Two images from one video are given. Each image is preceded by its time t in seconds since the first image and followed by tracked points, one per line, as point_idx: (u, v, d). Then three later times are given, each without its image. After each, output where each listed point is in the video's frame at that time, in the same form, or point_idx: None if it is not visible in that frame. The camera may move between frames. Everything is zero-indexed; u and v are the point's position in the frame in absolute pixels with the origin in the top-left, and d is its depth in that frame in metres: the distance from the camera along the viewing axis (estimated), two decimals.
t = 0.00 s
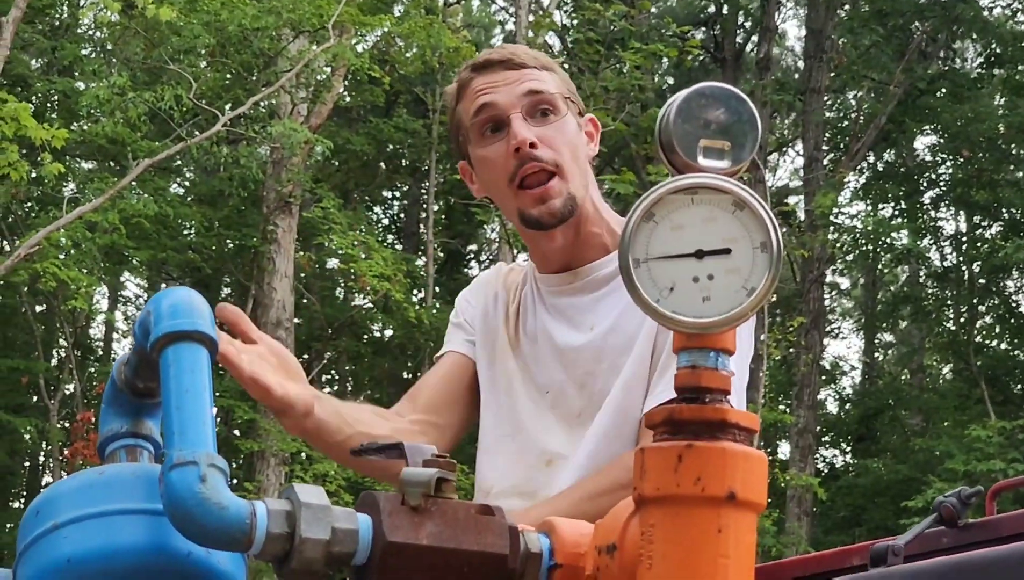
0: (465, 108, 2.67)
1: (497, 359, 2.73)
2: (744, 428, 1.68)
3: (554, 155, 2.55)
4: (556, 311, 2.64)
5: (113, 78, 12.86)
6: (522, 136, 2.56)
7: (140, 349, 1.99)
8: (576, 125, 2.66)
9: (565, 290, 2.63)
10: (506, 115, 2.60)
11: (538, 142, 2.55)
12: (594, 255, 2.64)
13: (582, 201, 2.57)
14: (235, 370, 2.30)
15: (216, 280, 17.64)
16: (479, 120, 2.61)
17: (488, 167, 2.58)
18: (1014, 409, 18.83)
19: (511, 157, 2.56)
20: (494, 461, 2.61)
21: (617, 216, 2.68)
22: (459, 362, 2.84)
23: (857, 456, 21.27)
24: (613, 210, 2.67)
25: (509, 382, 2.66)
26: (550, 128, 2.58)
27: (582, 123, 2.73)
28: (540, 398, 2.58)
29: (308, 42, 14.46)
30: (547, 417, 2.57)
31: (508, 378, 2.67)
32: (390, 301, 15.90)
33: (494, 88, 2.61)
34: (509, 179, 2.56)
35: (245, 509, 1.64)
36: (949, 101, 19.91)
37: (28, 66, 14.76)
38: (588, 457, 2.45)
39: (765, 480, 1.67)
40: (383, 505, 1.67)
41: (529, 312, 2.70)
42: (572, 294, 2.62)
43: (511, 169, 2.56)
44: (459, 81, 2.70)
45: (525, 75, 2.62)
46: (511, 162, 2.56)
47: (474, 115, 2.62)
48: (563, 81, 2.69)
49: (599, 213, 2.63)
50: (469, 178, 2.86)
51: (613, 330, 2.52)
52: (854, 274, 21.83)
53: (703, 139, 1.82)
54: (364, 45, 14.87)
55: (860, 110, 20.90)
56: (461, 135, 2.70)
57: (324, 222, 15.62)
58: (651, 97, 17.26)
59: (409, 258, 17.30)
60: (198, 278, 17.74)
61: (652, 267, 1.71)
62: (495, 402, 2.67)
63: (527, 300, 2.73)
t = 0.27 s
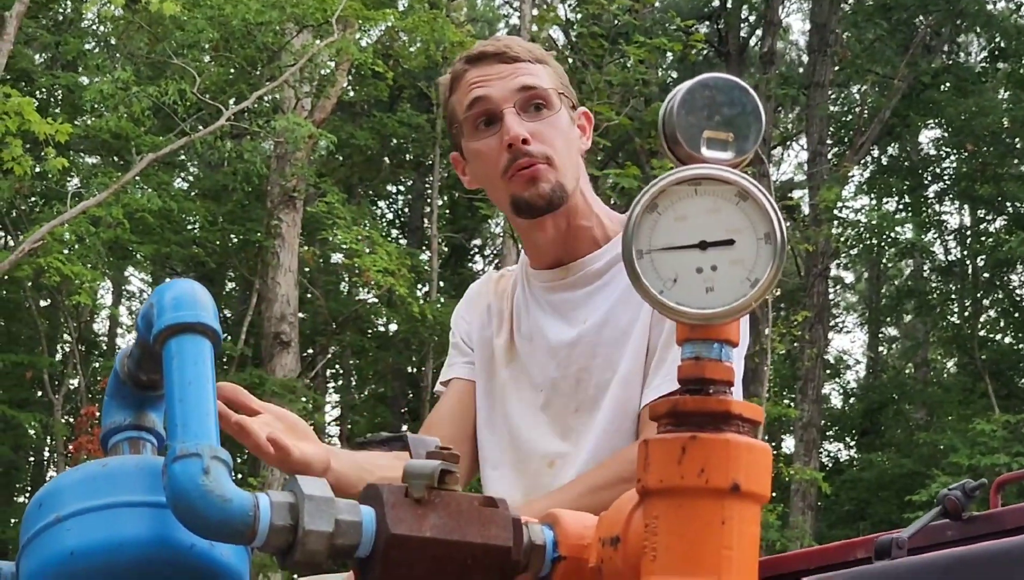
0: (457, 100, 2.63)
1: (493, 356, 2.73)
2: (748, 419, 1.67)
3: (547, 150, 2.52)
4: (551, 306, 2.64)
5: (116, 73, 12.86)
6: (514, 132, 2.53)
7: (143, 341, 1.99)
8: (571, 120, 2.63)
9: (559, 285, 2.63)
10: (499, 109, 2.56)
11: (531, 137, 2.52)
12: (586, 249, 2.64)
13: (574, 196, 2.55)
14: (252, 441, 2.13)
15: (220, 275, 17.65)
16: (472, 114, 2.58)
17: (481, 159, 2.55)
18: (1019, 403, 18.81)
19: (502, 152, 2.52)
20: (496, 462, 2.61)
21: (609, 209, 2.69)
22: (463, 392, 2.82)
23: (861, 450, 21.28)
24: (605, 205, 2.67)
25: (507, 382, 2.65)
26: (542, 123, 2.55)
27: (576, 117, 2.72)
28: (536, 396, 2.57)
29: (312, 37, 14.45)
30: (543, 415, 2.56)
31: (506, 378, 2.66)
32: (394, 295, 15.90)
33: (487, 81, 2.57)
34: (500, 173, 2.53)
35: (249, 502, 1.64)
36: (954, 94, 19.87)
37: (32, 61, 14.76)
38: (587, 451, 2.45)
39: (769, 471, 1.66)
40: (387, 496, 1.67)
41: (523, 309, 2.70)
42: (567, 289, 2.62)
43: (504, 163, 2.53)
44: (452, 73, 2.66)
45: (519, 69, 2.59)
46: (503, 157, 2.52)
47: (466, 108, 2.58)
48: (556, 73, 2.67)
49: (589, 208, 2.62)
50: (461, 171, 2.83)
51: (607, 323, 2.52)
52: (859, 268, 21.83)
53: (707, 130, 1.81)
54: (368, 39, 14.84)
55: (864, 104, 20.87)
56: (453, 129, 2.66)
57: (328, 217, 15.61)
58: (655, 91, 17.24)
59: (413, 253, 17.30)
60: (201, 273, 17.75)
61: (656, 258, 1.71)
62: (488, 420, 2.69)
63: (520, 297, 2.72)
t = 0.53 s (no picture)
0: (457, 99, 2.59)
1: (494, 355, 2.73)
2: (749, 414, 1.67)
3: (547, 151, 2.49)
4: (551, 304, 2.64)
5: (119, 71, 12.87)
6: (515, 133, 2.49)
7: (144, 337, 1.99)
8: (570, 118, 2.60)
9: (558, 283, 2.63)
10: (499, 109, 2.53)
11: (532, 139, 2.48)
12: (584, 247, 2.64)
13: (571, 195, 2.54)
14: (254, 447, 2.13)
15: (223, 272, 17.66)
16: (471, 113, 2.54)
17: (479, 158, 2.51)
18: (1021, 400, 18.79)
19: (502, 153, 2.48)
20: (501, 464, 2.61)
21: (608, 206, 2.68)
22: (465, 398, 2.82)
23: (864, 447, 21.28)
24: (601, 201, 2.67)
25: (508, 383, 2.65)
26: (543, 123, 2.51)
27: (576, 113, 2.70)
28: (537, 396, 2.57)
29: (314, 34, 14.45)
30: (544, 415, 2.56)
31: (507, 380, 2.66)
32: (396, 293, 15.91)
33: (488, 80, 2.53)
34: (499, 173, 2.50)
35: (249, 497, 1.64)
36: (956, 91, 19.86)
37: (34, 59, 14.76)
38: (588, 449, 2.45)
39: (770, 467, 1.66)
40: (387, 492, 1.67)
41: (523, 308, 2.70)
42: (566, 287, 2.62)
43: (504, 163, 2.49)
44: (452, 70, 2.62)
45: (520, 68, 2.55)
46: (502, 158, 2.48)
47: (466, 107, 2.54)
48: (557, 70, 2.64)
49: (586, 206, 2.61)
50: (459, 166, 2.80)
51: (606, 321, 2.52)
52: (861, 266, 21.83)
53: (708, 125, 1.81)
54: (370, 37, 14.84)
55: (866, 101, 20.85)
56: (452, 127, 2.62)
57: (330, 214, 15.60)
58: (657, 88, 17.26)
59: (416, 251, 17.30)
60: (204, 270, 17.75)
61: (656, 254, 1.71)
62: (490, 421, 2.70)
63: (520, 296, 2.72)
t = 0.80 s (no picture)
0: (458, 100, 2.58)
1: (494, 357, 2.73)
2: (749, 415, 1.67)
3: (548, 154, 2.48)
4: (552, 306, 2.64)
5: (120, 72, 12.86)
6: (516, 137, 2.48)
7: (144, 337, 1.99)
8: (572, 120, 2.60)
9: (559, 284, 2.64)
10: (500, 112, 2.52)
11: (532, 142, 2.47)
12: (585, 249, 2.64)
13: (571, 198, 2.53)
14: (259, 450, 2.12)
15: (223, 273, 17.66)
16: (471, 116, 2.52)
17: (479, 161, 2.50)
18: (1022, 401, 18.79)
19: (502, 157, 2.47)
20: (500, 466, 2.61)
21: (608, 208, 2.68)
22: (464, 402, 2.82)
23: (864, 448, 21.28)
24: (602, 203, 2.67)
25: (508, 385, 2.65)
26: (545, 127, 2.50)
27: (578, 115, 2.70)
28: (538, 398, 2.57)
29: (315, 35, 14.45)
30: (544, 417, 2.56)
31: (507, 381, 2.66)
32: (397, 294, 15.91)
33: (488, 83, 2.52)
34: (499, 177, 2.49)
35: (249, 498, 1.64)
36: (956, 92, 19.85)
37: (33, 60, 14.75)
38: (588, 452, 2.45)
39: (770, 467, 1.66)
40: (388, 492, 1.67)
41: (523, 309, 2.69)
42: (567, 289, 2.63)
43: (503, 168, 2.49)
44: (452, 72, 2.60)
45: (522, 71, 2.53)
46: (502, 162, 2.47)
47: (466, 111, 2.53)
48: (558, 71, 2.62)
49: (588, 209, 2.61)
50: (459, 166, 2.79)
51: (607, 322, 2.52)
52: (862, 267, 21.84)
53: (708, 124, 1.81)
54: (371, 38, 14.84)
55: (866, 101, 20.84)
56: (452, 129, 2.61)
57: (331, 215, 15.59)
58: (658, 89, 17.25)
59: (417, 252, 17.30)
60: (204, 272, 17.74)
61: (656, 253, 1.71)
62: (490, 423, 2.69)
63: (519, 299, 2.72)
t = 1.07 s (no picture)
0: (456, 107, 2.57)
1: (490, 359, 2.73)
2: (746, 419, 1.67)
3: (543, 164, 2.48)
4: (548, 310, 2.64)
5: (119, 76, 12.87)
6: (511, 148, 2.48)
7: (143, 342, 2.00)
8: (570, 128, 2.59)
9: (557, 288, 2.64)
10: (497, 120, 2.51)
11: (528, 153, 2.47)
12: (583, 252, 2.64)
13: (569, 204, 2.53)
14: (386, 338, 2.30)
15: (223, 277, 17.67)
16: (468, 124, 2.52)
17: (477, 169, 2.50)
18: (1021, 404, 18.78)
19: (497, 167, 2.47)
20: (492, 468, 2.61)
21: (607, 212, 2.69)
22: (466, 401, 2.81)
23: (864, 451, 21.27)
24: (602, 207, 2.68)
25: (504, 386, 2.65)
26: (542, 136, 2.50)
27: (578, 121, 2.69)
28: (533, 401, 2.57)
29: (314, 39, 14.46)
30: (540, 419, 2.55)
31: (503, 383, 2.66)
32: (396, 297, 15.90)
33: (485, 93, 2.52)
34: (495, 185, 2.49)
35: (248, 503, 1.64)
36: (955, 95, 19.84)
37: (32, 64, 14.75)
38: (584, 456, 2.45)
39: (768, 471, 1.66)
40: (386, 497, 1.66)
41: (520, 312, 2.70)
42: (564, 294, 2.63)
43: (499, 176, 2.48)
44: (450, 77, 2.59)
45: (519, 79, 2.53)
46: (498, 171, 2.48)
47: (463, 118, 2.53)
48: (557, 77, 2.61)
49: (586, 214, 2.61)
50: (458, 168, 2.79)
51: (603, 326, 2.52)
52: (861, 270, 21.84)
53: (705, 130, 1.81)
54: (369, 41, 14.83)
55: (866, 104, 20.84)
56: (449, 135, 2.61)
57: (330, 219, 15.58)
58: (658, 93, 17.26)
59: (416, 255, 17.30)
60: (203, 275, 17.75)
61: (653, 259, 1.71)
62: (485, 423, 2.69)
63: (515, 302, 2.73)
